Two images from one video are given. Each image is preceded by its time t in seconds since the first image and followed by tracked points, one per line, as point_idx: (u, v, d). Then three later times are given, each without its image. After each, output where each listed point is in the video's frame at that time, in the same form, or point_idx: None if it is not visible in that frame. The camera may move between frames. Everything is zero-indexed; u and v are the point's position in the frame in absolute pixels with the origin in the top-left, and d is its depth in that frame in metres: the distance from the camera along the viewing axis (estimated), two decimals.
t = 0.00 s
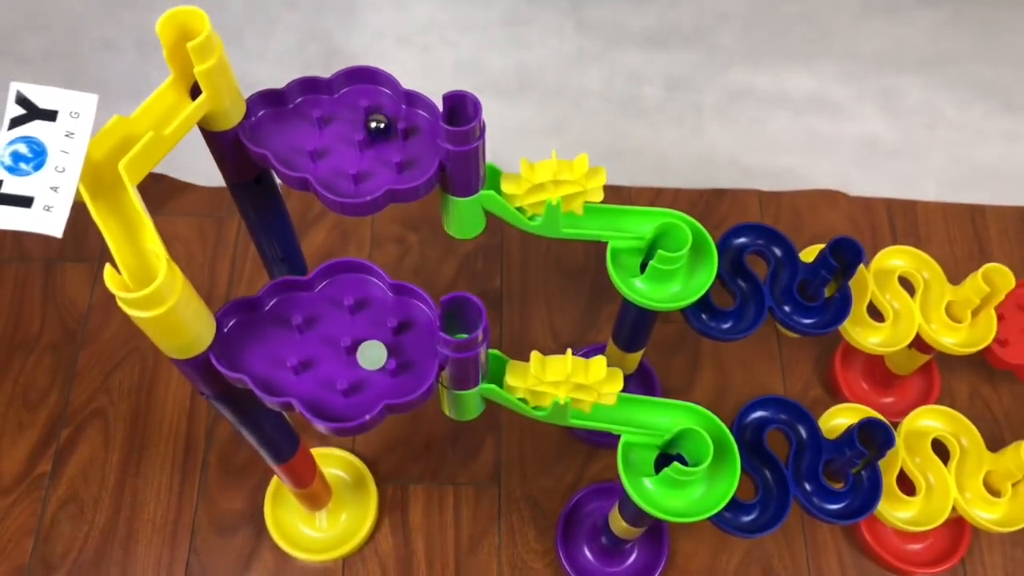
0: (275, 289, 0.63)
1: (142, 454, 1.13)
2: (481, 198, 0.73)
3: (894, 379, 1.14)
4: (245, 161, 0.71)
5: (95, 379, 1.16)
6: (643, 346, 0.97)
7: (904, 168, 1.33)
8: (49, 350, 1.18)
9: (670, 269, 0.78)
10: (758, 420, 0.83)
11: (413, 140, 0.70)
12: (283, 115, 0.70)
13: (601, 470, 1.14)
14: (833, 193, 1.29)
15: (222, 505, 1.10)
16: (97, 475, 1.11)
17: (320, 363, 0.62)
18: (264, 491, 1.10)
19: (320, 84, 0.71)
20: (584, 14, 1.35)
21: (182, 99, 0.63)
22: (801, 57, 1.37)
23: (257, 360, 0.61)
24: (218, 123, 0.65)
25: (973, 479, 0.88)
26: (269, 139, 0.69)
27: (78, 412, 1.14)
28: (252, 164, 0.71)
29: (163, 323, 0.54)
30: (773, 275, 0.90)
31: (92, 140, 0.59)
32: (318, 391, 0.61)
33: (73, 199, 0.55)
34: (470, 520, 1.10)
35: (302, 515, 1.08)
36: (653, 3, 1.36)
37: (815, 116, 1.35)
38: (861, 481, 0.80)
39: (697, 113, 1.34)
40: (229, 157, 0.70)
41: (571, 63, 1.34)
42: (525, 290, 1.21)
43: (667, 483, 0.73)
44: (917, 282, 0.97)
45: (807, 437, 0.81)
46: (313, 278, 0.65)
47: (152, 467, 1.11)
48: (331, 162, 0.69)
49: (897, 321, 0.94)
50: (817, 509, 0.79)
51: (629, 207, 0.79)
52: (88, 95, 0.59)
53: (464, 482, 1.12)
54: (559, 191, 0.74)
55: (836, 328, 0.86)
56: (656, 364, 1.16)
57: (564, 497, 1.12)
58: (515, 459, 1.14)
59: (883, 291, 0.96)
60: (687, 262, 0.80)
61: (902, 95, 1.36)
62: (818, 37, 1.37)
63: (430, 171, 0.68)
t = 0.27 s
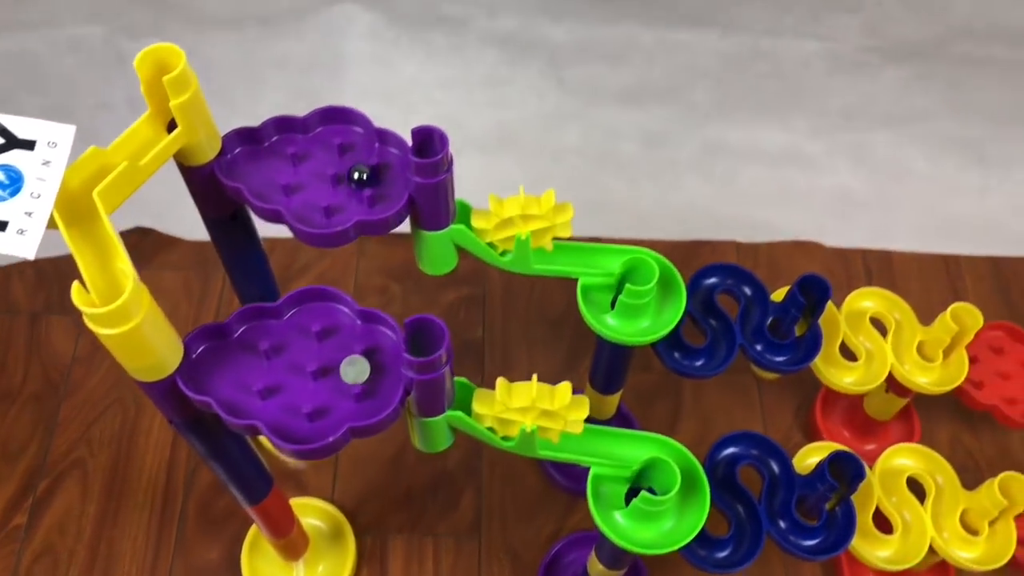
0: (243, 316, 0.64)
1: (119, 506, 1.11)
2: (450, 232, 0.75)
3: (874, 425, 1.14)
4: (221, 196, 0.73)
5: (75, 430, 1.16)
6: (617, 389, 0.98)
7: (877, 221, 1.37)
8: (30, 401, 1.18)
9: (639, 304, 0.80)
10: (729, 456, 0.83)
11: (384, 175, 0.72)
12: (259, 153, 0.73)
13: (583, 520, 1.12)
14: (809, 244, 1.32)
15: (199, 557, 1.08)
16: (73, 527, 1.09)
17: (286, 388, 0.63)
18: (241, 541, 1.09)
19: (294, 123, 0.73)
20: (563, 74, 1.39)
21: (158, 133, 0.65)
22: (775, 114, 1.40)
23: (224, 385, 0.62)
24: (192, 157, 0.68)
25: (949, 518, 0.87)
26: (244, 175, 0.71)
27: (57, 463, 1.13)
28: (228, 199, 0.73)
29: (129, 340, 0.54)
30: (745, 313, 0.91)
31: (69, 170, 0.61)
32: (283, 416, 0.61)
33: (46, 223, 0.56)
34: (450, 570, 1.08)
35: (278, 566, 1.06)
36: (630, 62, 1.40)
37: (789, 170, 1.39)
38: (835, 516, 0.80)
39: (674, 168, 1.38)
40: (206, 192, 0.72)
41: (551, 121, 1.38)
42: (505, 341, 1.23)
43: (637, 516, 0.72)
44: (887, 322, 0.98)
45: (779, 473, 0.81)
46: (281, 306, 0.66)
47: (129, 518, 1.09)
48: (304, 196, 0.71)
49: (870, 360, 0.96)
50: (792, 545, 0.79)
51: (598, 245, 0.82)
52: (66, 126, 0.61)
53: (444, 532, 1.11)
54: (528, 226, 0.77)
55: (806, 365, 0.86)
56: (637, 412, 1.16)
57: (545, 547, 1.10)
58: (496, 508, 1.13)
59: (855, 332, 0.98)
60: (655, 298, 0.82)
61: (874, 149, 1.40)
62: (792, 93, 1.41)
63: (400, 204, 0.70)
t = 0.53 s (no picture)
0: (179, 327, 0.64)
1: (75, 549, 1.09)
2: (398, 252, 0.77)
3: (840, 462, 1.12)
4: (168, 217, 0.74)
5: (35, 473, 1.15)
6: (574, 422, 0.98)
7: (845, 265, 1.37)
8: None
9: (587, 327, 0.81)
10: (680, 481, 0.82)
11: (329, 198, 0.74)
12: (207, 175, 0.74)
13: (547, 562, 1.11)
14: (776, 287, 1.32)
15: None
16: (26, 571, 1.07)
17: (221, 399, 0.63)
18: None
19: (242, 147, 0.75)
20: (531, 124, 1.42)
21: (103, 151, 0.67)
22: (740, 161, 1.43)
23: (157, 395, 0.62)
24: (139, 177, 0.70)
25: (909, 546, 0.85)
26: (191, 196, 0.73)
27: (14, 506, 1.12)
28: (176, 220, 0.74)
29: (59, 340, 0.54)
30: (698, 341, 0.91)
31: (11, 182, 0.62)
32: (216, 426, 0.61)
33: None
34: None
35: None
36: (596, 112, 1.43)
37: (755, 216, 1.40)
38: (788, 541, 0.79)
39: (642, 215, 1.39)
40: (153, 213, 0.73)
41: (519, 169, 1.41)
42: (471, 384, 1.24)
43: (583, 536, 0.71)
44: (844, 353, 0.98)
45: (731, 497, 0.81)
46: (218, 318, 0.66)
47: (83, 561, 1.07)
48: (249, 217, 0.72)
49: (827, 389, 0.96)
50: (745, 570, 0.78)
51: (546, 270, 0.83)
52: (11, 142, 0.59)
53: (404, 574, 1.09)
54: (474, 248, 0.78)
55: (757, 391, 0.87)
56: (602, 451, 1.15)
57: None
58: (459, 551, 1.11)
59: (811, 363, 0.98)
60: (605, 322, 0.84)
61: (838, 195, 1.42)
62: (755, 142, 1.44)
63: (343, 223, 0.72)
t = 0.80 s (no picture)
0: (114, 293, 0.65)
1: (33, 541, 1.10)
2: (340, 228, 0.78)
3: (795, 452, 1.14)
4: (113, 193, 0.75)
5: None
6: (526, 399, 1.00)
7: (807, 263, 1.38)
8: None
9: (529, 304, 0.82)
10: (622, 458, 0.82)
11: (270, 173, 0.75)
12: (151, 152, 0.76)
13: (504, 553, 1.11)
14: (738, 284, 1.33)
15: None
16: None
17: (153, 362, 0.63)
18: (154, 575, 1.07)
19: (186, 125, 0.76)
20: (497, 126, 1.44)
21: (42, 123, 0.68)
22: (702, 162, 1.45)
23: (90, 358, 0.62)
24: (80, 151, 0.71)
25: (854, 524, 0.86)
26: (135, 172, 0.74)
27: None
28: (120, 196, 0.76)
29: None
30: (645, 323, 0.93)
31: None
32: (147, 387, 0.62)
33: None
34: None
35: None
36: (560, 114, 1.45)
37: (718, 216, 1.42)
38: (728, 515, 0.80)
39: (607, 216, 1.41)
40: (97, 188, 0.74)
41: (485, 172, 1.43)
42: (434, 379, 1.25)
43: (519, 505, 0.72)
44: (793, 338, 0.99)
45: (672, 471, 0.82)
46: (154, 286, 0.67)
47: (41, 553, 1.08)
48: (191, 191, 0.74)
49: (776, 373, 0.97)
50: (687, 543, 0.78)
51: (489, 251, 0.84)
52: None
53: (362, 565, 1.09)
54: (417, 226, 0.79)
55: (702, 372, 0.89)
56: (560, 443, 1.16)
57: None
58: (417, 542, 1.11)
59: (762, 349, 0.99)
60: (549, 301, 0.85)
61: (800, 196, 1.44)
62: (718, 143, 1.46)
63: (282, 196, 0.73)
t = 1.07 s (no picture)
0: (65, 254, 0.66)
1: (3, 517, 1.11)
2: (295, 197, 0.79)
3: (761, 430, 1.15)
4: (70, 161, 0.77)
5: None
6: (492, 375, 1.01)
7: (778, 246, 1.39)
8: None
9: (485, 273, 0.83)
10: (576, 427, 0.84)
11: (226, 141, 0.76)
12: (108, 121, 0.77)
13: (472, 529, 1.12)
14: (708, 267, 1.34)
15: (80, 566, 1.07)
16: None
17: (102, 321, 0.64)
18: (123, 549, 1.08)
19: (144, 95, 0.78)
20: (471, 109, 1.46)
21: None
22: (675, 146, 1.46)
23: (39, 317, 0.63)
24: (35, 117, 0.73)
25: (807, 493, 0.87)
26: (91, 140, 0.75)
27: None
28: (78, 164, 0.77)
29: None
30: (603, 296, 0.94)
31: None
32: (94, 345, 0.63)
33: None
34: None
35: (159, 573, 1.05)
36: (532, 99, 1.46)
37: (691, 200, 1.43)
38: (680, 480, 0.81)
39: (580, 199, 1.42)
40: (55, 156, 0.76)
41: (459, 156, 1.44)
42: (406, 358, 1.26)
43: (469, 467, 0.73)
44: (752, 312, 1.01)
45: (624, 438, 0.83)
46: (106, 248, 0.68)
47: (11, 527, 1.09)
48: (146, 158, 0.75)
49: (735, 346, 0.98)
50: (639, 508, 0.79)
51: (446, 222, 0.85)
52: None
53: (330, 540, 1.10)
54: (371, 194, 0.80)
55: (659, 343, 0.90)
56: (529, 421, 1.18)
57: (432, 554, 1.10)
58: (385, 518, 1.12)
59: (721, 322, 1.00)
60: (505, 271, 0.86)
61: (772, 180, 1.45)
62: (690, 127, 1.47)
63: (235, 162, 0.74)
